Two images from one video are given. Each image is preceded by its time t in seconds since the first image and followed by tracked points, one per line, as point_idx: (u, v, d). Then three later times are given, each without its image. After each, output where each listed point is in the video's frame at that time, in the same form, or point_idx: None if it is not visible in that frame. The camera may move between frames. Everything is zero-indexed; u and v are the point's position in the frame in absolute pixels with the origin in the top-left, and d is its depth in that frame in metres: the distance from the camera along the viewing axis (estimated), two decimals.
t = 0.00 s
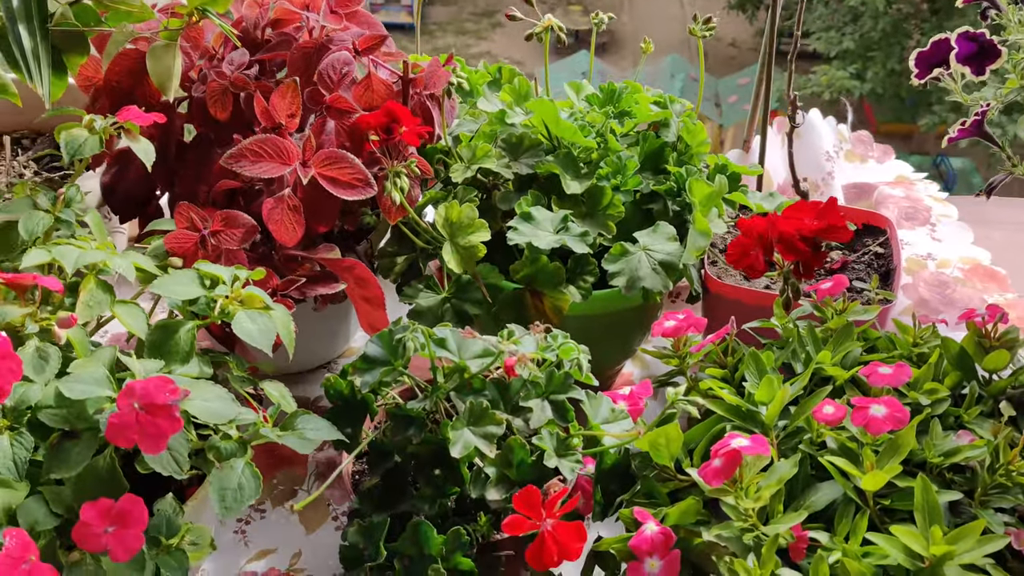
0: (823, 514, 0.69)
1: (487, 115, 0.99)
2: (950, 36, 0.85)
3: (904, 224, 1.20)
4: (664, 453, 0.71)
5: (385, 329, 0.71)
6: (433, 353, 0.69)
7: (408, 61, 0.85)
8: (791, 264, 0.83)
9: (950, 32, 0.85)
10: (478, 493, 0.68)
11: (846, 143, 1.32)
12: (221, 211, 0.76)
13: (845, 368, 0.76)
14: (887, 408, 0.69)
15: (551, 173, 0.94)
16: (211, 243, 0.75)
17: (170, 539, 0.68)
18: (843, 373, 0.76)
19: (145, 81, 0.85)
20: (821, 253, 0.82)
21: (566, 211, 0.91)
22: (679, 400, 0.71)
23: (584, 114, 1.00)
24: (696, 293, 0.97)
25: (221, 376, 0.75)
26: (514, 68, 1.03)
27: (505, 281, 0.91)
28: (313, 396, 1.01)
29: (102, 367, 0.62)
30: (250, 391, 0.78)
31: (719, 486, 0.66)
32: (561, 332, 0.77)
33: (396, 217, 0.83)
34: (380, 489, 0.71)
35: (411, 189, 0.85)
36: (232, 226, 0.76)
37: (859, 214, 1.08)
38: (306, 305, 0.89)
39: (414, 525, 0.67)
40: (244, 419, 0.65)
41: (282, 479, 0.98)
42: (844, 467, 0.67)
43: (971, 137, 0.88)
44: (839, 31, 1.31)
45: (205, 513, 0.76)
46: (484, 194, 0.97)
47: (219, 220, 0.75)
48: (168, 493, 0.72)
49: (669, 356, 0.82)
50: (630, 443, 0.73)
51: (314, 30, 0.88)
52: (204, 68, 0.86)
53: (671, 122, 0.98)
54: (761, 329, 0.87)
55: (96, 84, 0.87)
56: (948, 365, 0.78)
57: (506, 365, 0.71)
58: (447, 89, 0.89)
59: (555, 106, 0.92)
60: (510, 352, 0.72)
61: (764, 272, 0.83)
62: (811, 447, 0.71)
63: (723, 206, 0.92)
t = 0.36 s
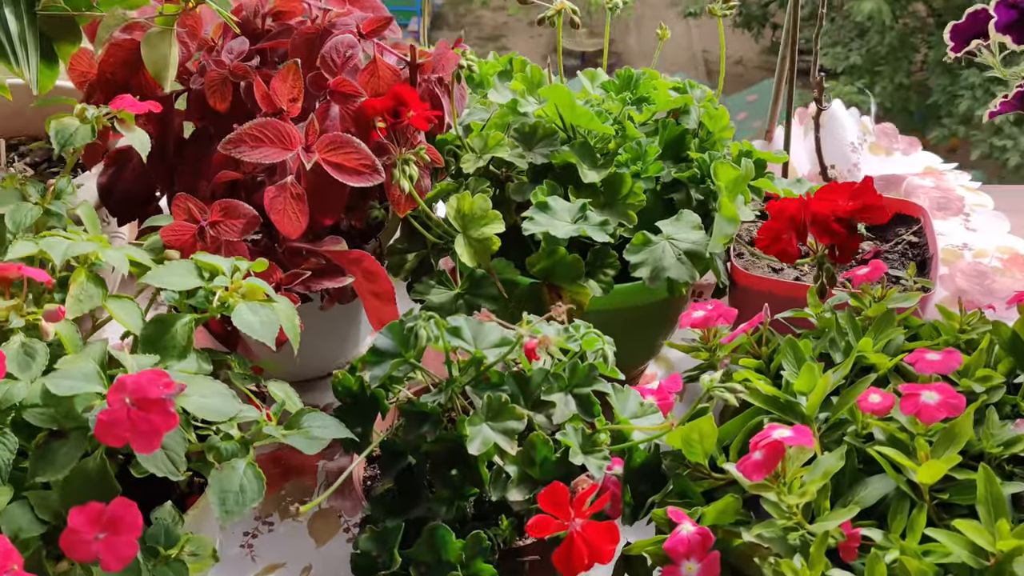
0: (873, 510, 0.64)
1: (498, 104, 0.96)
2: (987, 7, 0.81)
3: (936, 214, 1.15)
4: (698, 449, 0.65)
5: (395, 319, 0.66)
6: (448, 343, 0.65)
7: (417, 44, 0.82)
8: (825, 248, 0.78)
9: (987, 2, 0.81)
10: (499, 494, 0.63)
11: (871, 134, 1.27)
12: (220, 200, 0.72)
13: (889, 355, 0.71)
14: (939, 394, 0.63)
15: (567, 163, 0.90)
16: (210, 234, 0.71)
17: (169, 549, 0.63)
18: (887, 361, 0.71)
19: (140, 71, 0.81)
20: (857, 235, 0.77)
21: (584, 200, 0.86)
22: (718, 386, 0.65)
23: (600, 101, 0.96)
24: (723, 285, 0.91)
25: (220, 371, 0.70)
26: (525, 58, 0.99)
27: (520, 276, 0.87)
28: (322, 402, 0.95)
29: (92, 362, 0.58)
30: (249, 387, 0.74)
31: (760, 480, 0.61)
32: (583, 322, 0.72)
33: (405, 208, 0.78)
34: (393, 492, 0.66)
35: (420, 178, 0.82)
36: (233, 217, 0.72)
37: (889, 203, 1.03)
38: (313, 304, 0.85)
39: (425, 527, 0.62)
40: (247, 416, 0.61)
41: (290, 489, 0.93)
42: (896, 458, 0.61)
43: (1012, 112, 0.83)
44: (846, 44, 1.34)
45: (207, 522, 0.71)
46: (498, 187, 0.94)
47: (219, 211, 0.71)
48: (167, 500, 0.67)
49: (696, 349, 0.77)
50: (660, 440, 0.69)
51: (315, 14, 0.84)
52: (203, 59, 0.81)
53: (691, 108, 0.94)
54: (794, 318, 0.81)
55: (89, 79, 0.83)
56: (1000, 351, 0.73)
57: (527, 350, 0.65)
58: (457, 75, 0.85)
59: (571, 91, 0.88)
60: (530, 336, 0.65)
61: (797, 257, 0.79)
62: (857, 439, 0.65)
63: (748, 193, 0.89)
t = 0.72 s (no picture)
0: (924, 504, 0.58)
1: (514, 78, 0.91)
2: None
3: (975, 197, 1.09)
4: (732, 437, 0.60)
5: (413, 289, 0.62)
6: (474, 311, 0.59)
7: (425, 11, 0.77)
8: (867, 223, 0.72)
9: None
10: (524, 478, 0.58)
11: (903, 116, 1.21)
12: (215, 172, 0.68)
13: (937, 338, 0.64)
14: (997, 375, 0.58)
15: (586, 139, 0.85)
16: (204, 208, 0.67)
17: (157, 546, 0.58)
18: (936, 344, 0.64)
19: (133, 40, 0.78)
20: (899, 210, 0.72)
21: (605, 176, 0.81)
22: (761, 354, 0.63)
23: (621, 75, 0.91)
24: (754, 269, 0.87)
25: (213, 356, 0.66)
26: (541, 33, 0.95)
27: (538, 258, 0.82)
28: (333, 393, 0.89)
29: (71, 341, 0.53)
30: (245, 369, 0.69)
31: (801, 471, 0.56)
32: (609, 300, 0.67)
33: (414, 185, 0.74)
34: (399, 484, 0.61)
35: (432, 152, 0.78)
36: (228, 189, 0.67)
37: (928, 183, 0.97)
38: (315, 288, 0.81)
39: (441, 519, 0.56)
40: (240, 399, 0.56)
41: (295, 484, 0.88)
42: (952, 446, 0.55)
43: None
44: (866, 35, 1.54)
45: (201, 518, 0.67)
46: (514, 166, 0.89)
47: (213, 182, 0.67)
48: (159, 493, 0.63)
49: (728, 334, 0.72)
50: (692, 426, 0.64)
51: None
52: (202, 30, 0.77)
53: (717, 84, 0.89)
54: (831, 300, 0.76)
55: (81, 53, 0.80)
56: None
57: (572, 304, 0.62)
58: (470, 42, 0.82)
59: (590, 62, 0.82)
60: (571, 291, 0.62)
61: (835, 233, 0.74)
62: (905, 426, 0.60)
63: (779, 168, 0.84)
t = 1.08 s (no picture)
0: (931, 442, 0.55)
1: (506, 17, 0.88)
2: None
3: (985, 138, 1.06)
4: (732, 378, 0.57)
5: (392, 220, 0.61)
6: (452, 242, 0.58)
7: None
8: (873, 156, 0.69)
9: None
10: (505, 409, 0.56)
11: (910, 60, 1.17)
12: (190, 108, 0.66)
13: (946, 273, 0.61)
14: (1009, 307, 0.54)
15: (580, 77, 0.82)
16: (179, 146, 0.66)
17: (135, 495, 0.55)
18: (943, 280, 0.61)
19: None
20: (907, 141, 0.68)
21: (600, 114, 0.78)
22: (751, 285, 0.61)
23: (617, 12, 0.88)
24: (755, 212, 0.84)
25: (191, 301, 0.63)
26: None
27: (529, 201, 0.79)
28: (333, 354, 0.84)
29: (35, 278, 0.50)
30: (221, 312, 0.66)
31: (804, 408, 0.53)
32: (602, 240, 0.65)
33: (402, 124, 0.72)
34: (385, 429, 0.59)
35: (416, 90, 0.77)
36: (203, 125, 0.66)
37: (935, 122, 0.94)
38: (301, 235, 0.78)
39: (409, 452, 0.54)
40: (216, 339, 0.54)
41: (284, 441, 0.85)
42: (961, 382, 0.52)
43: None
44: None
45: (183, 470, 0.64)
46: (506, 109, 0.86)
47: (188, 119, 0.65)
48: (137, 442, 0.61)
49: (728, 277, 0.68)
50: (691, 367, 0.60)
51: None
52: None
53: (716, 21, 0.86)
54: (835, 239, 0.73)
55: None
56: None
57: (539, 226, 0.61)
58: None
59: None
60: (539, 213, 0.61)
61: (838, 167, 0.71)
62: (911, 363, 0.57)
63: (779, 105, 0.81)
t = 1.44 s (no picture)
0: (924, 393, 0.56)
1: None
2: None
3: (986, 94, 1.05)
4: (726, 332, 0.57)
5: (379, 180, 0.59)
6: (439, 201, 0.57)
7: None
8: (870, 108, 0.69)
9: None
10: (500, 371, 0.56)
11: (911, 15, 1.16)
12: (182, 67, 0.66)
13: (941, 226, 0.61)
14: (1003, 258, 0.54)
15: (575, 34, 0.81)
16: (171, 104, 0.65)
17: (135, 453, 0.56)
18: (939, 233, 0.61)
19: None
20: (904, 94, 0.68)
21: (596, 70, 0.77)
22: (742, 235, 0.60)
23: None
24: (752, 168, 0.84)
25: (187, 260, 0.63)
26: None
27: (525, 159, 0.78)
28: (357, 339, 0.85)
29: (29, 237, 0.50)
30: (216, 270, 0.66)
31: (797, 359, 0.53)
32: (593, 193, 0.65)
33: (395, 84, 0.73)
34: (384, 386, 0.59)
35: (410, 47, 0.76)
36: (195, 84, 0.65)
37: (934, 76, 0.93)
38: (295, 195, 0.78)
39: (408, 429, 0.54)
40: (211, 296, 0.54)
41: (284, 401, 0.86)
42: (954, 332, 0.52)
43: None
44: None
45: (183, 429, 0.65)
46: (501, 68, 0.85)
47: (179, 77, 0.65)
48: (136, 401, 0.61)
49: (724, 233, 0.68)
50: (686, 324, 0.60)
51: None
52: None
53: None
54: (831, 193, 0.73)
55: None
56: None
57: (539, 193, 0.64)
58: None
59: None
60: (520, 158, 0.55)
61: (835, 120, 0.71)
62: (906, 315, 0.57)
63: (777, 60, 0.80)
